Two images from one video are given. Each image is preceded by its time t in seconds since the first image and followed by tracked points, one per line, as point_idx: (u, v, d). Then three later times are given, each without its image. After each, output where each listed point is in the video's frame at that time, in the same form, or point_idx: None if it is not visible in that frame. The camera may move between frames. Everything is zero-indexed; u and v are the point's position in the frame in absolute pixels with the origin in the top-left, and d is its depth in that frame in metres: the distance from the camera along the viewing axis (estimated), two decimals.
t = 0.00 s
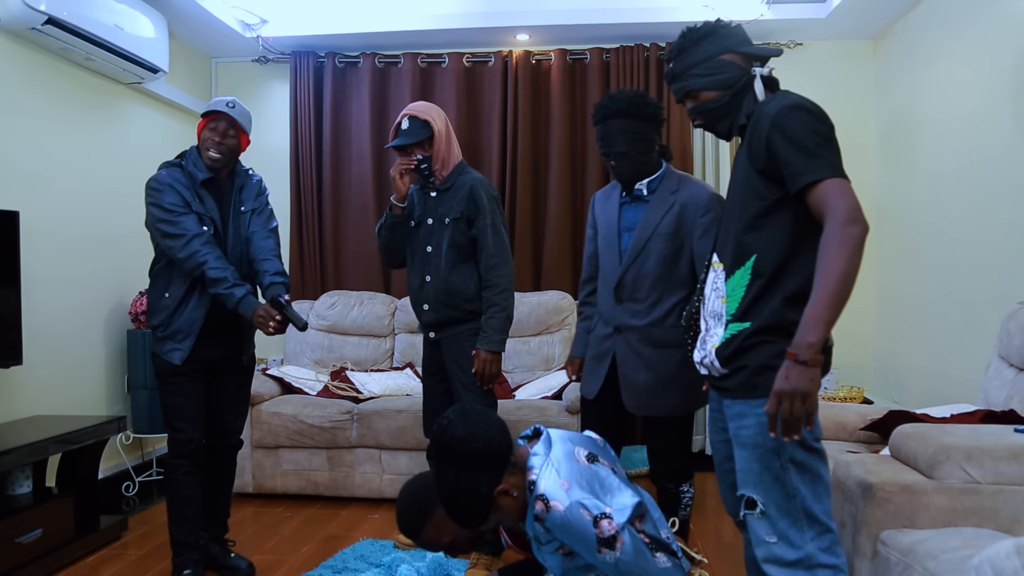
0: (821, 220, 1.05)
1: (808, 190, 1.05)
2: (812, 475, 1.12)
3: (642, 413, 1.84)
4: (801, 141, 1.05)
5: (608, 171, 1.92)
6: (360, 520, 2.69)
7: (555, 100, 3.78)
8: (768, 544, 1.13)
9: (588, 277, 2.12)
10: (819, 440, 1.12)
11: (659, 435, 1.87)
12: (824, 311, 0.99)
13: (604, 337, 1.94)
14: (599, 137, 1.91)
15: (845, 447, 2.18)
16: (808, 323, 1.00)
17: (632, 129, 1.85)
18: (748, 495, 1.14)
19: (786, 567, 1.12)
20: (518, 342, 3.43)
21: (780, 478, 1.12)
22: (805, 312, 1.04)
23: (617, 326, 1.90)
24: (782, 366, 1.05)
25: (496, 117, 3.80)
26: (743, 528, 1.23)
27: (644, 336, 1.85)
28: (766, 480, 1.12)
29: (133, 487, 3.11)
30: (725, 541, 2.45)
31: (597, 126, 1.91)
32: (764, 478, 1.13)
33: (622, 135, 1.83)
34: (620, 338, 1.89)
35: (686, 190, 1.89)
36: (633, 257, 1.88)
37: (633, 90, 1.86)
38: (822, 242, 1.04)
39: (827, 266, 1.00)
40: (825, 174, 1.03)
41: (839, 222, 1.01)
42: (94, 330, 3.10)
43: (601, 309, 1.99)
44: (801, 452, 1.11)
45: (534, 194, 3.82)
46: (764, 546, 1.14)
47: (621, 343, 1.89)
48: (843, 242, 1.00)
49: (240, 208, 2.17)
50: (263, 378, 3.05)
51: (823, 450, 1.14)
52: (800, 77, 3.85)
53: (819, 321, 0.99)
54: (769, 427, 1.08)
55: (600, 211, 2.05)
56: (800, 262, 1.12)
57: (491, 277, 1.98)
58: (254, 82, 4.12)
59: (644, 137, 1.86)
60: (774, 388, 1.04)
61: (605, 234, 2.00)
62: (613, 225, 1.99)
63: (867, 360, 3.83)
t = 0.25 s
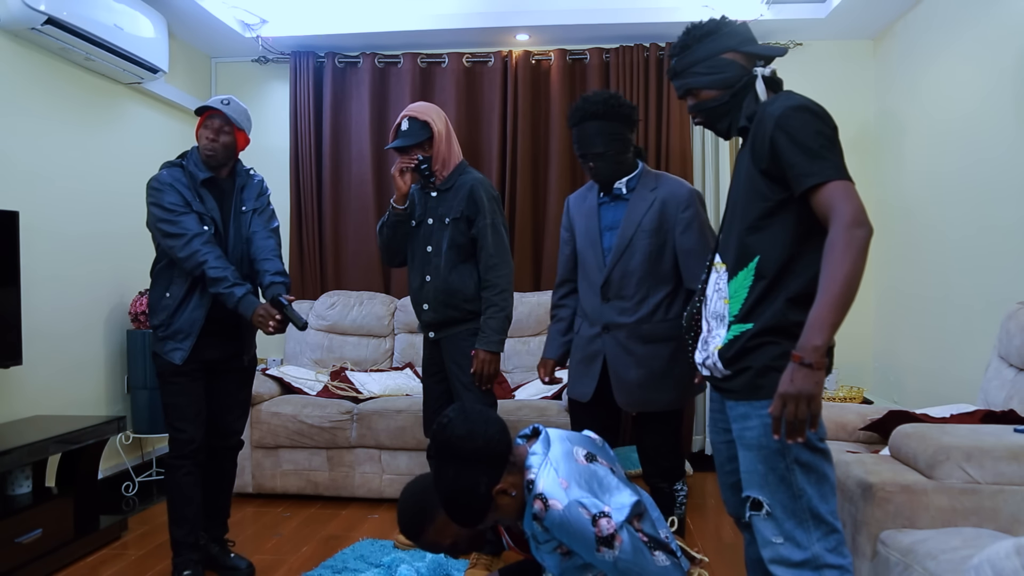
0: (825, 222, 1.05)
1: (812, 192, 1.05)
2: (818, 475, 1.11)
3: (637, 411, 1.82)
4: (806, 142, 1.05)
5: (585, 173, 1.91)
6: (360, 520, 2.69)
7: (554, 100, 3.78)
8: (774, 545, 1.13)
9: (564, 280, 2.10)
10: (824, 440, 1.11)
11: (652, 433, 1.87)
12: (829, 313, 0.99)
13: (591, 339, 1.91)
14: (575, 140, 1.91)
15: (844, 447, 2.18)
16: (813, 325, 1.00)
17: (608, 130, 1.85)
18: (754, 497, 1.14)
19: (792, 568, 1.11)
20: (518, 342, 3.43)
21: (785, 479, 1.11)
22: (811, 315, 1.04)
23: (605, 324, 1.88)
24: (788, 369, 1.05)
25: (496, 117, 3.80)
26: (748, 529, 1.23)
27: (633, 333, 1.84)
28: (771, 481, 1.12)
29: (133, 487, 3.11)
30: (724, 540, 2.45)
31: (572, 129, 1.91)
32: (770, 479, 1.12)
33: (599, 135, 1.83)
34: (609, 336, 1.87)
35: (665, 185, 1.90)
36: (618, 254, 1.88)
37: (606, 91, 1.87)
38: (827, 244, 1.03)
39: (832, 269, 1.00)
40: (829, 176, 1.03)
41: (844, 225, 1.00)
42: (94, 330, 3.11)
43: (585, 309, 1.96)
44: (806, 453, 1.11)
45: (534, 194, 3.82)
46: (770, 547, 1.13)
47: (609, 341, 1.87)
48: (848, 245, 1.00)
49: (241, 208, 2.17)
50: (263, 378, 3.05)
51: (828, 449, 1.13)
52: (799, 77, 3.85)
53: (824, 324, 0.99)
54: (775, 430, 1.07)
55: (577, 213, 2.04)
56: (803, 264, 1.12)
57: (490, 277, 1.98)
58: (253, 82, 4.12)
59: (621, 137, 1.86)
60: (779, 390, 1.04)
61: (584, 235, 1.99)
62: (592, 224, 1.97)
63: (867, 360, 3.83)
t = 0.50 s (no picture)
0: (827, 223, 1.05)
1: (815, 192, 1.05)
2: (819, 476, 1.11)
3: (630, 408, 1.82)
4: (808, 143, 1.05)
5: (565, 176, 1.91)
6: (360, 520, 2.69)
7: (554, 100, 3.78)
8: (776, 545, 1.13)
9: (544, 285, 2.07)
10: (826, 440, 1.11)
11: (649, 433, 1.86)
12: (832, 316, 0.99)
13: (582, 342, 1.89)
14: (552, 144, 1.90)
15: (844, 447, 2.18)
16: (817, 327, 1.00)
17: (586, 131, 1.85)
18: (756, 497, 1.14)
19: (794, 568, 1.11)
20: (518, 342, 3.43)
21: (787, 479, 1.11)
22: (813, 317, 1.05)
23: (596, 325, 1.87)
24: (792, 372, 1.05)
25: (495, 117, 3.80)
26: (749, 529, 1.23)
27: (624, 330, 1.84)
28: (773, 481, 1.12)
29: (133, 487, 3.11)
30: (724, 541, 2.45)
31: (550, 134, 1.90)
32: (772, 479, 1.12)
33: (579, 137, 1.83)
34: (600, 337, 1.86)
35: (645, 183, 1.91)
36: (606, 254, 1.88)
37: (582, 94, 1.87)
38: (830, 245, 1.03)
39: (835, 270, 1.00)
40: (831, 177, 1.03)
41: (846, 226, 1.00)
42: (94, 330, 3.11)
43: (572, 311, 1.94)
44: (808, 453, 1.11)
45: (533, 194, 3.82)
46: (772, 547, 1.13)
47: (601, 342, 1.86)
48: (851, 246, 0.99)
49: (243, 208, 2.17)
50: (262, 378, 3.05)
51: (830, 450, 1.12)
52: (799, 78, 3.85)
53: (828, 326, 0.99)
54: (779, 432, 1.07)
55: (557, 215, 2.01)
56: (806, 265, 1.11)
57: (489, 277, 1.98)
58: (253, 82, 4.12)
59: (600, 138, 1.87)
60: (784, 393, 1.04)
61: (567, 237, 1.97)
62: (575, 226, 1.96)
63: (867, 360, 3.83)
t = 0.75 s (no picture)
0: (826, 226, 1.05)
1: (814, 195, 1.05)
2: (819, 476, 1.11)
3: (623, 405, 1.83)
4: (808, 145, 1.05)
5: (551, 178, 1.91)
6: (359, 520, 2.69)
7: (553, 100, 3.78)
8: (775, 545, 1.13)
9: (530, 287, 2.06)
10: (826, 440, 1.11)
11: (649, 433, 1.86)
12: (830, 319, 0.99)
13: (574, 343, 1.88)
14: (537, 147, 1.90)
15: (844, 447, 2.18)
16: (815, 331, 1.00)
17: (570, 133, 1.85)
18: (756, 497, 1.14)
19: (794, 568, 1.11)
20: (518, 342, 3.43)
21: (787, 479, 1.11)
22: (811, 320, 1.05)
23: (587, 325, 1.87)
24: (790, 375, 1.05)
25: (495, 118, 3.80)
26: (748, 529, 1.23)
27: (616, 329, 1.84)
28: (773, 481, 1.12)
29: (133, 487, 3.11)
30: (723, 540, 2.45)
31: (534, 137, 1.90)
32: (771, 479, 1.12)
33: (564, 139, 1.84)
34: (592, 337, 1.86)
35: (630, 182, 1.92)
36: (594, 254, 1.87)
37: (565, 97, 1.87)
38: (828, 248, 1.03)
39: (834, 273, 1.00)
40: (831, 179, 1.03)
41: (845, 229, 1.00)
42: (94, 330, 3.11)
43: (562, 312, 1.93)
44: (808, 453, 1.11)
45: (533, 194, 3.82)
46: (772, 547, 1.13)
47: (594, 341, 1.86)
48: (849, 249, 1.00)
49: (244, 209, 2.17)
50: (262, 378, 3.05)
51: (829, 450, 1.12)
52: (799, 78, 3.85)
53: (826, 329, 0.99)
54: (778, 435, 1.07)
55: (542, 218, 2.00)
56: (806, 267, 1.12)
57: (489, 277, 1.98)
58: (253, 82, 4.12)
59: (584, 139, 1.87)
60: (782, 397, 1.04)
61: (555, 239, 1.96)
62: (562, 227, 1.95)
63: (867, 360, 3.83)
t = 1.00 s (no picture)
0: (825, 227, 1.05)
1: (813, 196, 1.05)
2: (819, 476, 1.11)
3: (620, 402, 1.83)
4: (808, 146, 1.05)
5: (541, 179, 1.90)
6: (359, 520, 2.68)
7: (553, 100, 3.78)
8: (775, 545, 1.13)
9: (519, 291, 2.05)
10: (825, 440, 1.11)
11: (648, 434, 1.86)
12: (825, 320, 0.99)
13: (569, 343, 1.89)
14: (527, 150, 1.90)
15: (844, 447, 2.18)
16: (809, 331, 1.00)
17: (561, 135, 1.86)
18: (756, 497, 1.14)
19: (794, 568, 1.11)
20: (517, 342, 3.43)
21: (787, 479, 1.11)
22: (808, 321, 1.05)
23: (583, 324, 1.87)
24: (784, 375, 1.05)
25: (495, 118, 3.80)
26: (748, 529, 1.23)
27: (611, 327, 1.85)
28: (773, 481, 1.12)
29: (133, 487, 3.11)
30: (723, 540, 2.45)
31: (524, 139, 1.90)
32: (772, 479, 1.12)
33: (552, 140, 1.84)
34: (588, 335, 1.86)
35: (620, 181, 1.93)
36: (588, 253, 1.87)
37: (554, 100, 1.86)
38: (826, 250, 1.04)
39: (832, 274, 1.00)
40: (831, 180, 1.03)
41: (843, 231, 1.00)
42: (93, 330, 3.11)
43: (556, 313, 1.93)
44: (807, 453, 1.11)
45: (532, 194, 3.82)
46: (772, 547, 1.13)
47: (590, 340, 1.86)
48: (848, 250, 1.00)
49: (245, 210, 2.17)
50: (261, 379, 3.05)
51: (829, 449, 1.13)
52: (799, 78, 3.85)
53: (822, 330, 0.99)
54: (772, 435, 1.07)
55: (533, 220, 2.00)
56: (806, 268, 1.12)
57: (489, 277, 1.98)
58: (253, 82, 4.12)
59: (573, 140, 1.87)
60: (775, 397, 1.04)
61: (546, 240, 1.96)
62: (553, 227, 1.95)
63: (867, 360, 3.83)
